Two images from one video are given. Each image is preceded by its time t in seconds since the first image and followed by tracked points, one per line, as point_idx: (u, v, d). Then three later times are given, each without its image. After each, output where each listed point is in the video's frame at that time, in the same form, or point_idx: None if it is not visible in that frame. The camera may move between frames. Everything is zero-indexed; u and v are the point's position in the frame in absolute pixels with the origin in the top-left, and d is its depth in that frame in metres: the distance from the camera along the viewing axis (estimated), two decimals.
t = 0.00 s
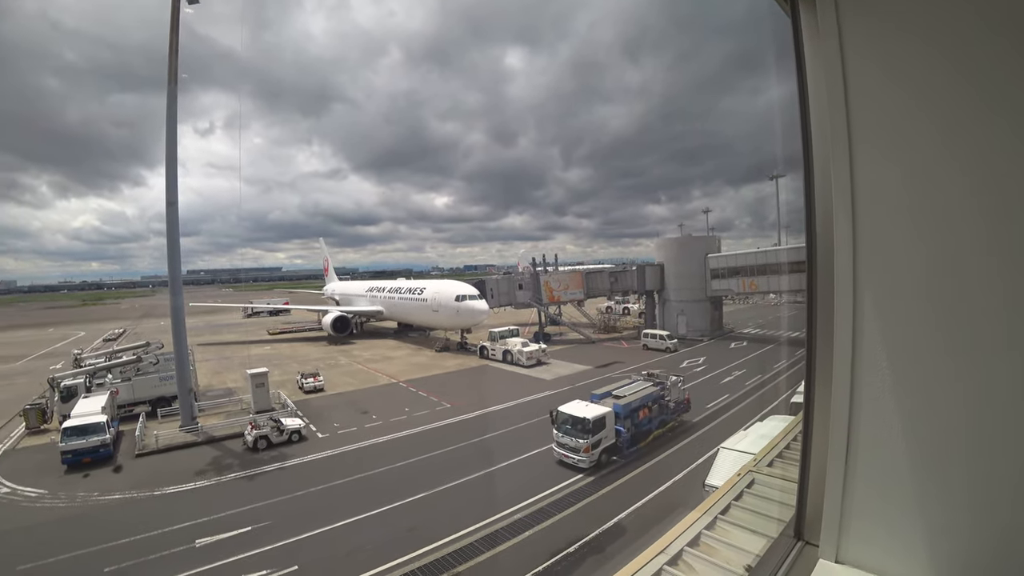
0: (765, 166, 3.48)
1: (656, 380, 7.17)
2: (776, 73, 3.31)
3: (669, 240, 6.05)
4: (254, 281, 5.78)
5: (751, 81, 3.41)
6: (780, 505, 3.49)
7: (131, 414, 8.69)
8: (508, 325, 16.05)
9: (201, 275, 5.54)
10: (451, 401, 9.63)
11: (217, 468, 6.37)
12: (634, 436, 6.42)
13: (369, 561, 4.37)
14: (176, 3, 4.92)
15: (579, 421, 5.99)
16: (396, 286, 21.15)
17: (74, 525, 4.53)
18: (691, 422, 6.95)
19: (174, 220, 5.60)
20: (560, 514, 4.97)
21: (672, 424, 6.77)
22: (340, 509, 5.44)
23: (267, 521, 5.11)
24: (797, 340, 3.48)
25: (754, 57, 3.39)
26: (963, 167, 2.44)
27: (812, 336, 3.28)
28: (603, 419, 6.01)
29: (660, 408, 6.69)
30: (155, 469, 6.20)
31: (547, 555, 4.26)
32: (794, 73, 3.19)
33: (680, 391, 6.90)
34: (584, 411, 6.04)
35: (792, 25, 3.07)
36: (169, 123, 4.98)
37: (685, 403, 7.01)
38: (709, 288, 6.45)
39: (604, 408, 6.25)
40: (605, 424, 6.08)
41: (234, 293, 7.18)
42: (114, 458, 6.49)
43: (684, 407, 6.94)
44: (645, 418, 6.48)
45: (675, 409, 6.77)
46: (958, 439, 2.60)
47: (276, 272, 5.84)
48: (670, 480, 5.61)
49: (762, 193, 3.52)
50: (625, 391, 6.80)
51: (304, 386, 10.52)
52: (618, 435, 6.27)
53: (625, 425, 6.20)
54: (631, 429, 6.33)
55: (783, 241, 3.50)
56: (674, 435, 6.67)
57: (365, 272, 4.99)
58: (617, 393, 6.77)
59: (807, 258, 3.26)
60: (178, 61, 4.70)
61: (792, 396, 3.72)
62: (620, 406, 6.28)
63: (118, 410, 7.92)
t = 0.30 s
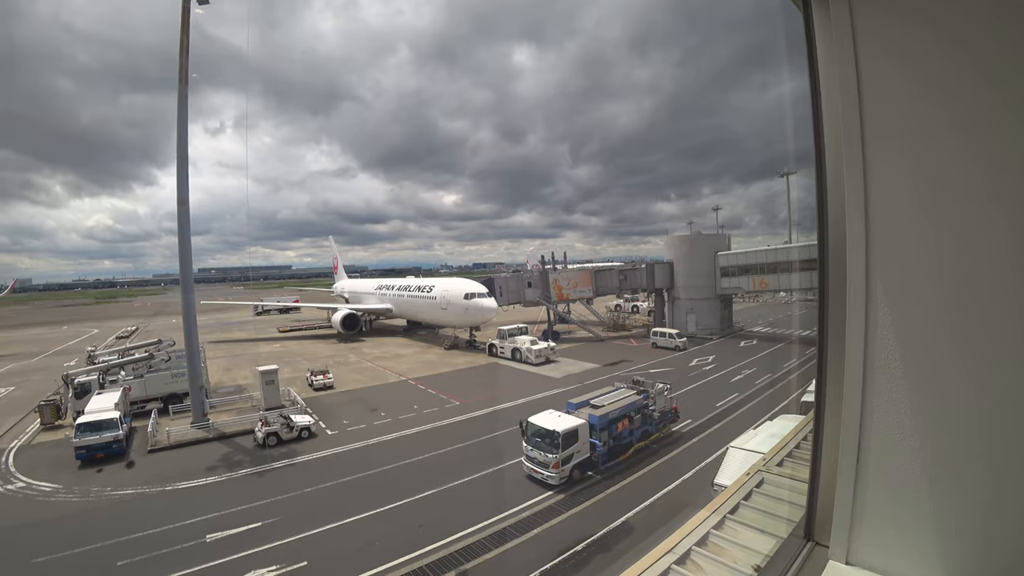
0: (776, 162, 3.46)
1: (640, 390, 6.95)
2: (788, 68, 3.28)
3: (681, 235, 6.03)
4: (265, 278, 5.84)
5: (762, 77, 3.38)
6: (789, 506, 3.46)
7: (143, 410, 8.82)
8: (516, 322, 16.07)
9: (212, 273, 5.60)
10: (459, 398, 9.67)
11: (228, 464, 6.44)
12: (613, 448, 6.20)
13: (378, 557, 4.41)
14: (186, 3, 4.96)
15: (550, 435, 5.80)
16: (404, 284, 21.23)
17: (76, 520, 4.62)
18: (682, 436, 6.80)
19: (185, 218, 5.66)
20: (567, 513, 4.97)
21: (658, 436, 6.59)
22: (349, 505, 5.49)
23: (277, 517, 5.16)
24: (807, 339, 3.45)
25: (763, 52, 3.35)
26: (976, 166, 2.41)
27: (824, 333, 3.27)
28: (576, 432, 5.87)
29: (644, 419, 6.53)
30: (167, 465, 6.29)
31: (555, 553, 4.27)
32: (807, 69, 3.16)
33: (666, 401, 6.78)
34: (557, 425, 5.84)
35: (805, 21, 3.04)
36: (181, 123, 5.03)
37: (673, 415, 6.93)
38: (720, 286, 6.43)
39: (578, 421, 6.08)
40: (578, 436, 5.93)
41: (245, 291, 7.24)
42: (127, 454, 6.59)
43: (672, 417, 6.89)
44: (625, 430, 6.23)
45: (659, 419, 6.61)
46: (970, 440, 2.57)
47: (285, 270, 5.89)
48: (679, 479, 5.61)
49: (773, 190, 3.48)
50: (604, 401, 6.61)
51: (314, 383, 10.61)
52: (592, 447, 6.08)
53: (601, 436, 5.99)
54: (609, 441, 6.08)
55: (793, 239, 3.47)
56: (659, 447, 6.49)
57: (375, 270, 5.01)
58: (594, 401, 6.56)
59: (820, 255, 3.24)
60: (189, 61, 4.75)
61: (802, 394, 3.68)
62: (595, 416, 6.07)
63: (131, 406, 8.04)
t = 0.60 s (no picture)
0: (784, 160, 3.43)
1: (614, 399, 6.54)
2: (797, 65, 3.27)
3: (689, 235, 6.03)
4: (270, 274, 5.88)
5: (771, 74, 3.36)
6: (795, 506, 3.42)
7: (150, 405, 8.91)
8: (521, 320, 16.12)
9: (219, 269, 5.63)
10: (464, 395, 9.74)
11: (233, 459, 6.49)
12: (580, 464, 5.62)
13: (382, 553, 4.44)
14: None
15: (507, 449, 5.35)
16: (409, 281, 21.31)
17: (84, 512, 4.70)
18: (659, 450, 6.41)
19: (192, 215, 5.70)
20: (569, 511, 4.99)
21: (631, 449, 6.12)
22: (353, 501, 5.52)
23: (281, 512, 5.18)
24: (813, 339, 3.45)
25: (774, 50, 3.32)
26: (984, 166, 2.39)
27: (829, 332, 3.26)
28: (536, 447, 5.37)
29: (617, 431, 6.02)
30: (173, 459, 6.34)
31: (560, 550, 4.28)
32: (817, 66, 3.14)
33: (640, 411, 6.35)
34: (514, 438, 5.38)
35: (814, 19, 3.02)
36: (188, 118, 5.05)
37: (651, 425, 6.57)
38: (725, 284, 6.45)
39: (541, 434, 5.55)
40: (539, 450, 5.42)
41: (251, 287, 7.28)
42: (134, 448, 6.65)
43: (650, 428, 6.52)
44: (595, 444, 5.67)
45: (634, 432, 6.24)
46: (976, 441, 2.56)
47: (291, 266, 5.93)
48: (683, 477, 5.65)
49: (781, 188, 3.51)
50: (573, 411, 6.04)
51: (320, 379, 10.69)
52: (557, 462, 5.50)
53: (565, 451, 5.40)
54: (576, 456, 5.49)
55: (800, 238, 3.43)
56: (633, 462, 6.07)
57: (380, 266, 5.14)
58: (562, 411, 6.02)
59: (827, 254, 3.22)
60: (196, 58, 4.77)
61: (808, 394, 3.67)
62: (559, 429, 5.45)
63: (139, 400, 8.12)
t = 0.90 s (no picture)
0: (788, 158, 3.38)
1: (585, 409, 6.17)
2: (801, 64, 3.23)
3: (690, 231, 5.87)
4: (275, 272, 5.90)
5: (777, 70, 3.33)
6: (799, 505, 3.41)
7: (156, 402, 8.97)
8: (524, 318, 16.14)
9: (224, 267, 5.65)
10: (468, 393, 9.77)
11: (237, 456, 6.52)
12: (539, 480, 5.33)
13: (385, 550, 4.46)
14: None
15: (455, 465, 5.10)
16: (413, 278, 21.36)
17: (89, 508, 4.75)
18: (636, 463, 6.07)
19: (197, 213, 5.73)
20: (571, 509, 4.99)
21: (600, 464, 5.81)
22: (357, 498, 5.54)
23: (285, 509, 5.21)
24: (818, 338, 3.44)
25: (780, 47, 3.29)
26: (990, 167, 2.37)
27: (833, 332, 3.24)
28: (488, 463, 5.13)
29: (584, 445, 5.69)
30: (177, 456, 6.38)
31: (563, 548, 4.28)
32: (823, 63, 3.12)
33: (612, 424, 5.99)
34: (462, 455, 5.12)
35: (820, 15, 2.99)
36: (193, 117, 5.07)
37: (625, 437, 6.24)
38: (729, 282, 6.44)
39: (494, 449, 5.27)
40: (491, 467, 5.15)
41: (254, 285, 7.32)
42: (139, 445, 6.70)
43: (624, 441, 6.21)
44: (556, 460, 5.34)
45: (603, 445, 5.90)
46: (981, 442, 2.54)
47: (295, 263, 5.95)
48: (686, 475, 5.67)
49: (786, 187, 3.45)
50: (537, 422, 5.69)
51: (324, 377, 10.73)
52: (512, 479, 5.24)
53: (521, 468, 5.10)
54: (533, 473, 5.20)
55: (804, 236, 3.43)
56: (601, 477, 5.74)
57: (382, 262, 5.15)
58: (523, 423, 5.68)
59: (832, 253, 3.21)
60: (201, 56, 4.79)
61: (813, 394, 3.66)
62: (516, 445, 5.15)
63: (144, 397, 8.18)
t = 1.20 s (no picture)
0: (790, 160, 3.38)
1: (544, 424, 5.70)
2: (805, 65, 3.22)
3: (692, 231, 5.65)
4: (276, 270, 5.91)
5: (780, 71, 3.33)
6: (798, 507, 3.42)
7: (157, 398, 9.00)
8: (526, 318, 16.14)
9: (225, 264, 5.67)
10: (468, 392, 9.78)
11: (237, 453, 6.54)
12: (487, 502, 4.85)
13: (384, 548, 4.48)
14: None
15: (389, 485, 4.71)
16: (414, 277, 21.38)
17: (89, 503, 4.77)
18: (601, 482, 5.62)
19: (200, 210, 5.74)
20: (570, 509, 5.00)
21: (558, 484, 5.34)
22: (357, 496, 5.55)
23: (284, 506, 5.22)
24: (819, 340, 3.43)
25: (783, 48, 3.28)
26: (992, 170, 2.36)
27: (835, 334, 3.24)
28: (425, 482, 4.70)
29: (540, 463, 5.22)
30: (177, 452, 6.41)
31: (561, 548, 4.28)
32: (825, 64, 3.10)
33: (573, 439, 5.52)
34: (397, 474, 4.71)
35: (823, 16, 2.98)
36: (196, 114, 5.08)
37: (588, 453, 5.80)
38: (732, 284, 6.43)
39: (434, 467, 4.84)
40: (429, 488, 4.72)
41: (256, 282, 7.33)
42: (139, 441, 6.72)
43: (587, 457, 5.76)
44: (507, 479, 4.84)
45: (562, 463, 5.45)
46: (981, 447, 2.53)
47: (296, 261, 5.96)
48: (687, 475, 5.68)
49: (788, 188, 3.43)
50: (489, 436, 5.18)
51: (325, 375, 10.75)
52: (455, 500, 4.76)
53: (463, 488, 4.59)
54: (479, 494, 4.71)
55: (807, 238, 3.42)
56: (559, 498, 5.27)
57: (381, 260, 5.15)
58: (474, 436, 5.15)
59: (834, 255, 3.20)
60: (205, 54, 4.80)
61: (813, 396, 3.65)
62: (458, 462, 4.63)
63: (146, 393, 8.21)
